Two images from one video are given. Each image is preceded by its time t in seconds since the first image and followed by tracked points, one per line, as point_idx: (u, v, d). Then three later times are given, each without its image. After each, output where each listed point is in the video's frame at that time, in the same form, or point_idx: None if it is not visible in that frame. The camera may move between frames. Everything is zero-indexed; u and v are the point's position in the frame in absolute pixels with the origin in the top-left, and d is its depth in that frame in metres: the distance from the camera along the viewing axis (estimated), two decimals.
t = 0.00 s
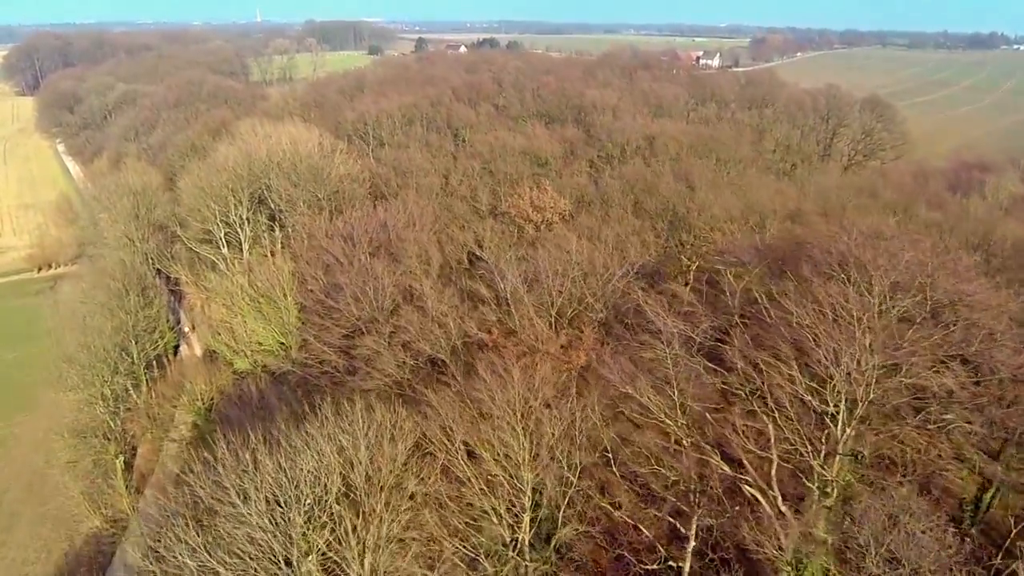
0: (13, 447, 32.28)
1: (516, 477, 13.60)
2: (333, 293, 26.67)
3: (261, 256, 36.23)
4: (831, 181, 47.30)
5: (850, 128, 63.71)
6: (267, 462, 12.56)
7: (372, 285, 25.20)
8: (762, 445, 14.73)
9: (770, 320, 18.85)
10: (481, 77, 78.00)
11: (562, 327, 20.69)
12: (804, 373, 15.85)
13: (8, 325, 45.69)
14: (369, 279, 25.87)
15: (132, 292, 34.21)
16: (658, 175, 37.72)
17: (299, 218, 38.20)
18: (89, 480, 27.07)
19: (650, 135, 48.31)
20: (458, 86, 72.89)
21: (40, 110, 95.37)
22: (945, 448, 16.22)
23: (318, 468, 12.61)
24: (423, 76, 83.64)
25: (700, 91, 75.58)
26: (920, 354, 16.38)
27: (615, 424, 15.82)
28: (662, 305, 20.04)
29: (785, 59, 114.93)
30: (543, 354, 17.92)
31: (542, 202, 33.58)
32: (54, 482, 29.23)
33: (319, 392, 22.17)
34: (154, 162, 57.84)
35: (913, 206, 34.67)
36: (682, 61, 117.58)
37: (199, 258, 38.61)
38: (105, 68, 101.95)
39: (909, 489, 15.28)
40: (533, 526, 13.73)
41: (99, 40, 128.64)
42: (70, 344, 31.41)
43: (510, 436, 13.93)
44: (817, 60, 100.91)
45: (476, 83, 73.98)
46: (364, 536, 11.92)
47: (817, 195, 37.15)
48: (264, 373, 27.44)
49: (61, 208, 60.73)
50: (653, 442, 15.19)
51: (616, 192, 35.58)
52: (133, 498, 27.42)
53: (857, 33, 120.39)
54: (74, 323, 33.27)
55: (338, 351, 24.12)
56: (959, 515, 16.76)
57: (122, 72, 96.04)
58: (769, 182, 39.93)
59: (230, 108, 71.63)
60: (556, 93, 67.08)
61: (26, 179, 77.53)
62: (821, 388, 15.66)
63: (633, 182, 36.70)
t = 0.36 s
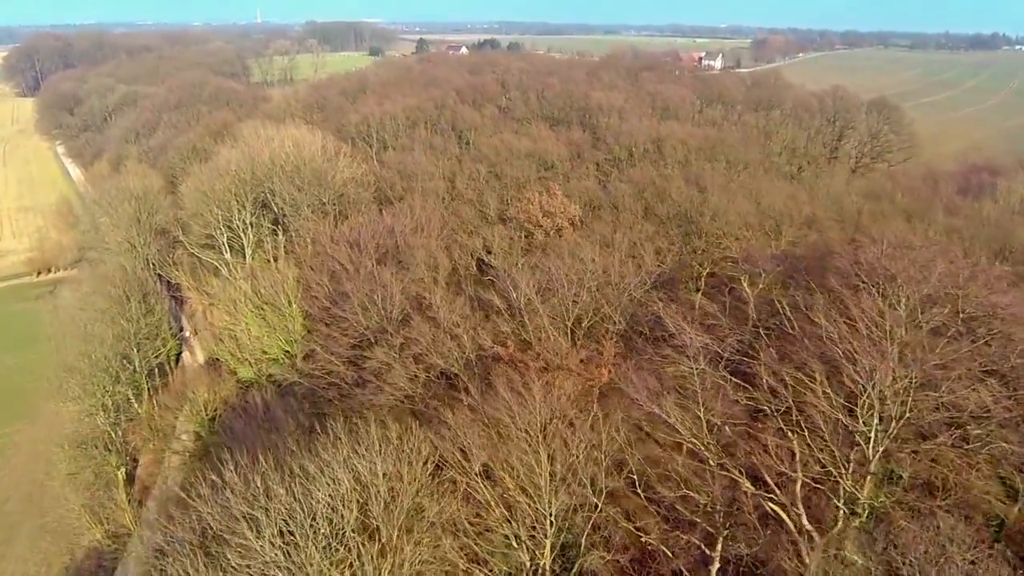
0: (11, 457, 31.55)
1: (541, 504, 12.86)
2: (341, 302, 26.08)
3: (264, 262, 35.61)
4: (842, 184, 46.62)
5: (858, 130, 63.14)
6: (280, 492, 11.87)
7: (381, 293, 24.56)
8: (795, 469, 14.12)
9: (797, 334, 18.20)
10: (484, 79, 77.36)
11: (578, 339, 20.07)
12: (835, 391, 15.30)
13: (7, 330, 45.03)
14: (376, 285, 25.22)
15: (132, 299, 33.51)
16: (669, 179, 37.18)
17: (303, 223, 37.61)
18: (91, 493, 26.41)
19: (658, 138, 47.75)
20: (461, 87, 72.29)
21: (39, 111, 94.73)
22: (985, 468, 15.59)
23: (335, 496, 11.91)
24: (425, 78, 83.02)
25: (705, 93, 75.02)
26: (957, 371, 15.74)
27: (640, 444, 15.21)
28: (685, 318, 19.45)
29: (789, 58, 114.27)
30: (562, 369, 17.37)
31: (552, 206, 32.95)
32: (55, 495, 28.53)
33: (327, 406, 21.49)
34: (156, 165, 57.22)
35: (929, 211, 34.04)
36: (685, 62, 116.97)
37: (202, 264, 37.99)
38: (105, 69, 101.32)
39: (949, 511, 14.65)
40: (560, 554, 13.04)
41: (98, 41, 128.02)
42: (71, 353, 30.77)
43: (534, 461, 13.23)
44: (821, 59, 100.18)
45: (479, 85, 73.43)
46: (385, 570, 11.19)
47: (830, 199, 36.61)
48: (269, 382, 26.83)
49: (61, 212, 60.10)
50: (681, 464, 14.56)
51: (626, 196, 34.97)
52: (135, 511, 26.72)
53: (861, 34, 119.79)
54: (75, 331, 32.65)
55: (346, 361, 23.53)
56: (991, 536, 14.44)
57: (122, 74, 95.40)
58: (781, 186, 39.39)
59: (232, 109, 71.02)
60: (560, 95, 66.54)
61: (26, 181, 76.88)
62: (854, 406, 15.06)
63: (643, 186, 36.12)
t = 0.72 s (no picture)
0: (8, 468, 30.79)
1: (567, 533, 12.17)
2: (347, 311, 25.40)
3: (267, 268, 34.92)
4: (852, 187, 45.98)
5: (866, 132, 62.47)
6: (293, 524, 11.15)
7: (388, 302, 23.83)
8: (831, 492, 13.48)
9: (825, 348, 17.56)
10: (487, 81, 76.68)
11: (596, 352, 19.35)
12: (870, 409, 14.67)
13: (5, 336, 44.30)
14: (383, 293, 24.53)
15: (133, 305, 32.82)
16: (679, 183, 36.52)
17: (306, 228, 36.94)
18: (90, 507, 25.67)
19: (665, 141, 47.12)
20: (464, 90, 71.62)
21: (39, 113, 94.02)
22: None
23: (350, 528, 11.22)
24: (428, 79, 82.37)
25: (710, 95, 74.38)
26: (994, 386, 15.14)
27: (667, 467, 14.57)
28: (707, 331, 18.83)
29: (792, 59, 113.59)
30: (582, 386, 16.75)
31: (561, 211, 32.29)
32: (54, 508, 27.80)
33: (336, 421, 20.83)
34: (156, 168, 56.53)
35: (945, 216, 33.38)
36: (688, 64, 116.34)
37: (204, 269, 37.28)
38: (105, 71, 100.62)
39: (990, 535, 13.99)
40: None
41: (98, 43, 127.37)
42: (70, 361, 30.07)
43: (558, 484, 12.53)
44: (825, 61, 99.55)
45: (482, 86, 72.76)
46: None
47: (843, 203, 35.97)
48: (273, 392, 26.15)
49: (61, 215, 59.40)
50: (712, 488, 13.91)
51: (636, 200, 34.30)
52: (135, 526, 25.77)
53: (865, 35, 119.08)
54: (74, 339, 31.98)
55: (354, 373, 22.86)
56: None
57: (122, 75, 94.72)
58: (792, 190, 38.77)
59: (233, 111, 70.34)
60: (564, 97, 65.92)
61: (25, 184, 76.15)
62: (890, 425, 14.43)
63: (653, 191, 35.49)
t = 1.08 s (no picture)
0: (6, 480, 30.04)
1: (595, 566, 11.52)
2: (353, 321, 24.72)
3: (269, 274, 34.18)
4: (863, 191, 45.31)
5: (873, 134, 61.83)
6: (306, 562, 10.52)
7: (397, 311, 23.16)
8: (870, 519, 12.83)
9: (854, 363, 16.95)
10: (490, 83, 76.03)
11: (614, 364, 18.68)
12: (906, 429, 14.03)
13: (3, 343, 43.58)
14: (390, 303, 23.85)
15: (132, 313, 32.09)
16: (689, 187, 35.88)
17: (309, 233, 36.24)
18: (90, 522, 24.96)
19: (673, 144, 46.48)
20: (467, 92, 71.01)
21: (38, 115, 93.34)
22: None
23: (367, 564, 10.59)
24: (430, 81, 81.70)
25: (715, 96, 73.76)
26: None
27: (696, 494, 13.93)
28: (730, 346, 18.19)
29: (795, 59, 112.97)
30: (603, 404, 16.12)
31: (570, 216, 31.61)
32: (52, 522, 27.06)
33: (344, 436, 20.14)
34: (156, 171, 55.83)
35: (963, 221, 32.69)
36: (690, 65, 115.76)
37: (205, 275, 36.56)
38: (105, 73, 99.95)
39: None
40: None
41: (98, 44, 126.75)
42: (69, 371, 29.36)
43: (583, 512, 11.89)
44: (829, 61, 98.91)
45: (485, 88, 72.14)
46: None
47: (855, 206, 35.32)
48: (278, 404, 25.46)
49: (60, 219, 58.69)
50: (744, 514, 13.27)
51: (646, 204, 33.65)
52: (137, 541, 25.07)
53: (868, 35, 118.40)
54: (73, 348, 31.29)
55: (362, 385, 22.20)
56: None
57: (122, 77, 94.03)
58: (803, 194, 38.14)
59: (233, 114, 69.67)
60: (568, 99, 65.31)
61: (24, 187, 75.44)
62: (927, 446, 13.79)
63: (662, 195, 34.84)
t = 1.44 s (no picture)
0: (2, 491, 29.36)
1: None
2: (359, 331, 24.07)
3: (271, 281, 33.51)
4: (872, 194, 44.67)
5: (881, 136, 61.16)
6: None
7: (404, 321, 22.52)
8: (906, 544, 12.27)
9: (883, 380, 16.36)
10: (492, 84, 75.36)
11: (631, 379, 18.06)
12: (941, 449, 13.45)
13: None
14: (396, 312, 23.20)
15: (132, 320, 31.44)
16: (698, 191, 35.22)
17: (311, 238, 35.57)
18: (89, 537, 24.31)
19: (680, 147, 45.83)
20: (470, 93, 70.31)
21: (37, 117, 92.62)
22: None
23: None
24: (432, 82, 80.97)
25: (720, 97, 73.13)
26: None
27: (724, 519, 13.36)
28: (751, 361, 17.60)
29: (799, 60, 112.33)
30: (622, 422, 15.54)
31: (578, 221, 30.99)
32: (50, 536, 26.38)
33: (351, 452, 19.50)
34: (155, 174, 55.11)
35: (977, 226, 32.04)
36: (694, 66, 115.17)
37: (206, 281, 35.89)
38: (105, 74, 99.25)
39: None
40: None
41: (98, 45, 126.10)
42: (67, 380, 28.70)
43: (605, 543, 11.31)
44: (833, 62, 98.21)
45: (488, 90, 71.47)
46: None
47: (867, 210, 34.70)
48: (281, 415, 24.79)
49: (58, 222, 58.00)
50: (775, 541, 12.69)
51: (655, 209, 32.99)
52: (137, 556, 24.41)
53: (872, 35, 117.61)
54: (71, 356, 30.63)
55: (368, 398, 21.57)
56: None
57: (121, 79, 93.30)
58: (814, 197, 37.48)
59: (234, 115, 68.98)
60: (571, 101, 64.66)
61: (22, 189, 74.72)
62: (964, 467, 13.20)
63: (672, 199, 34.18)
